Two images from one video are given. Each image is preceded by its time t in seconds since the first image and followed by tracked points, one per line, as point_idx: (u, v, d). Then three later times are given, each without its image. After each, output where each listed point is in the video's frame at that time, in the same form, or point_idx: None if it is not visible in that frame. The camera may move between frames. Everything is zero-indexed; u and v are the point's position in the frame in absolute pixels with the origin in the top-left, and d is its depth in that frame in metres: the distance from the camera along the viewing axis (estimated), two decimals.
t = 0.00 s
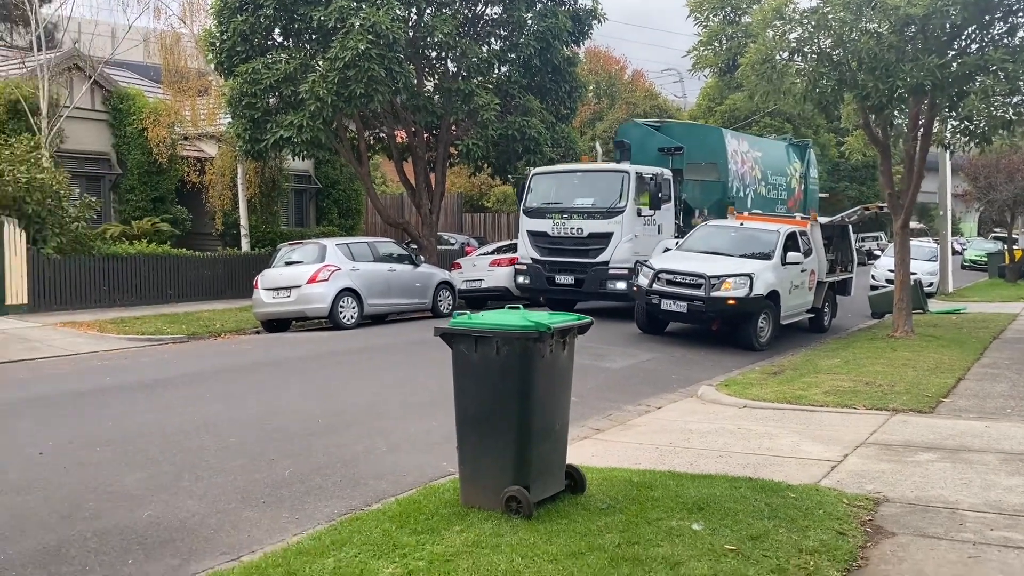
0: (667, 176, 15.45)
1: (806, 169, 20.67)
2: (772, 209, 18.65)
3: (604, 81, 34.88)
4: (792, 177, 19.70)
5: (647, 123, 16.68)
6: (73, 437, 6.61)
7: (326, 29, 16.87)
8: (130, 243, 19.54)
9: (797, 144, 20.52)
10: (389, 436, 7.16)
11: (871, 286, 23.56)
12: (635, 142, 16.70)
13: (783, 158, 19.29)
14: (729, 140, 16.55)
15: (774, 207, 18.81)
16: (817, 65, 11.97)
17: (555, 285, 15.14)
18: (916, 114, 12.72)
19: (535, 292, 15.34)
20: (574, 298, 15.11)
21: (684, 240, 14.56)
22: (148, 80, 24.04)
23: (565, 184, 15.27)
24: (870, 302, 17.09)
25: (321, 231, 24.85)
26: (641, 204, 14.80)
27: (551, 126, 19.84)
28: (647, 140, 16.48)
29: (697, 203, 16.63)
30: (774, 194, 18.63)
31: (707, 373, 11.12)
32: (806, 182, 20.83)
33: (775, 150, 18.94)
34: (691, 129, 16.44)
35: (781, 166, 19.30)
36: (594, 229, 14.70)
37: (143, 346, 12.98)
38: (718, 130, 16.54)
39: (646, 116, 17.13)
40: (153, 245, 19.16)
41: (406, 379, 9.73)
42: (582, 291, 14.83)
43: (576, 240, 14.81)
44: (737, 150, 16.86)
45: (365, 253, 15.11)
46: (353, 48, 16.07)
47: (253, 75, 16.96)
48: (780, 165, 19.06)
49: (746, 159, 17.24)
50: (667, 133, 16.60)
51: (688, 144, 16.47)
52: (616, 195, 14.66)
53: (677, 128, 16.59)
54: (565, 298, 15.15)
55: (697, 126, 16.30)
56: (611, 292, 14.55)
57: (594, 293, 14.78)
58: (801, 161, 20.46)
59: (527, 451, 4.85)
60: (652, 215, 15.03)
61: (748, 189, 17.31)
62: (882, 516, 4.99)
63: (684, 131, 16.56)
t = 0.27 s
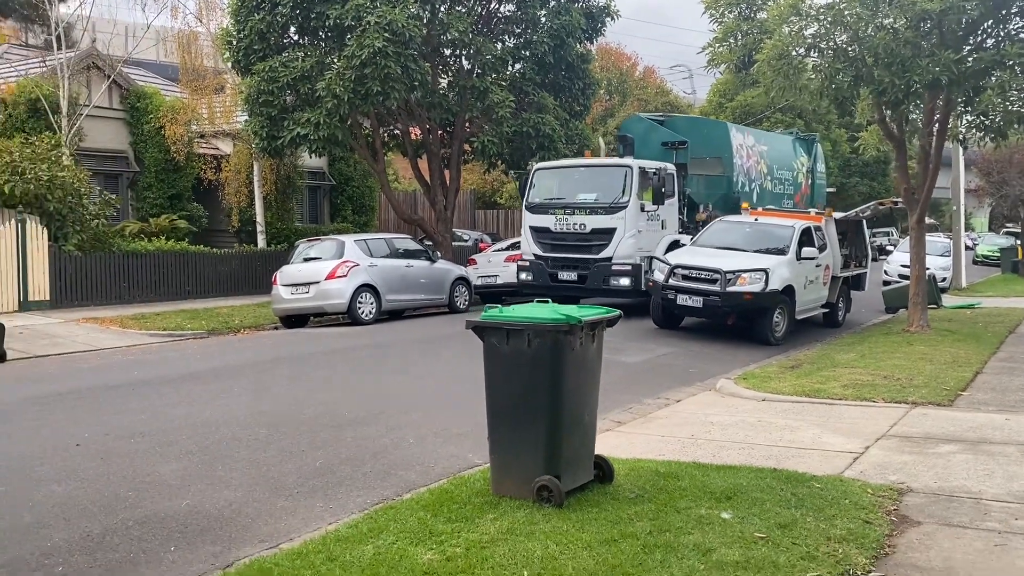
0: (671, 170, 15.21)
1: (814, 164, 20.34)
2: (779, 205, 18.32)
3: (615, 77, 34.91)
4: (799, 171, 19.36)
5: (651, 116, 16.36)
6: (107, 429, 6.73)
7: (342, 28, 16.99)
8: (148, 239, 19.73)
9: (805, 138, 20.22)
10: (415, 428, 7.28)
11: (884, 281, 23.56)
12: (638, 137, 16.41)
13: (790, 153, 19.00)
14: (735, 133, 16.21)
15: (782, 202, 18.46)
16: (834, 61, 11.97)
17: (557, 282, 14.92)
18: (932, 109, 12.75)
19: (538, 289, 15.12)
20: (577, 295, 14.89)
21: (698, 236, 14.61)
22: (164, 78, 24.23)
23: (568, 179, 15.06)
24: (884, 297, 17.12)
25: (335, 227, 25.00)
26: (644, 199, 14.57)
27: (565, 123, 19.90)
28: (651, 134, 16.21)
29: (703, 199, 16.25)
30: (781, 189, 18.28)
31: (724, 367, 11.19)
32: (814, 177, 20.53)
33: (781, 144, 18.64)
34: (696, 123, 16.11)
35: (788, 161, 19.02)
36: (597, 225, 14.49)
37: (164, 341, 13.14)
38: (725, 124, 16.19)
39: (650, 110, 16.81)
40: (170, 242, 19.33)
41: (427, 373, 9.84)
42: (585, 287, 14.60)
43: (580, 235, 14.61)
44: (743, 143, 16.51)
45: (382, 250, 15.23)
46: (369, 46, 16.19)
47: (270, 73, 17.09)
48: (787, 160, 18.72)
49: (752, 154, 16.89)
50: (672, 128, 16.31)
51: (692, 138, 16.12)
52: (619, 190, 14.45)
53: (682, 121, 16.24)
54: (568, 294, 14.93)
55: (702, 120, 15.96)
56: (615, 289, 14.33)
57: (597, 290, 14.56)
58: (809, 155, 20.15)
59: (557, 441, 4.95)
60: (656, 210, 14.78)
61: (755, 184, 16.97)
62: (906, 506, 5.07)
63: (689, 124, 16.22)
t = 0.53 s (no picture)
0: (671, 164, 14.81)
1: (816, 160, 20.04)
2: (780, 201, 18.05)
3: (622, 74, 34.93)
4: (800, 167, 19.07)
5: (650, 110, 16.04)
6: (131, 425, 6.83)
7: (353, 26, 17.08)
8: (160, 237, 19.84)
9: (806, 133, 19.93)
10: (435, 423, 7.37)
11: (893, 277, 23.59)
12: (637, 131, 16.11)
13: (791, 148, 18.72)
14: (736, 128, 15.90)
15: (782, 198, 18.18)
16: (845, 58, 12.02)
17: (555, 280, 14.60)
18: (943, 105, 12.80)
19: (536, 287, 14.81)
20: (576, 293, 14.58)
21: (708, 233, 14.67)
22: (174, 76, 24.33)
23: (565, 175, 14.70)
24: (894, 293, 17.17)
25: (344, 225, 25.11)
26: (643, 195, 14.19)
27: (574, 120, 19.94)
28: (650, 129, 15.92)
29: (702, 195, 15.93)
30: (781, 185, 18.00)
31: (737, 363, 11.27)
32: (816, 172, 20.24)
33: (782, 139, 18.33)
34: (696, 117, 15.80)
35: (789, 156, 18.73)
36: (595, 222, 14.16)
37: (179, 338, 13.25)
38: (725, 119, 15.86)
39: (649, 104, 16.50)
40: (182, 240, 19.45)
41: (442, 369, 9.92)
42: (584, 285, 14.29)
43: (578, 232, 14.27)
44: (743, 138, 16.20)
45: (394, 247, 15.33)
46: (380, 45, 16.26)
47: (282, 71, 17.18)
48: (787, 155, 18.43)
49: (753, 149, 16.59)
50: (672, 122, 16.01)
51: (692, 133, 15.84)
52: (617, 186, 14.07)
53: (682, 116, 15.93)
54: (567, 293, 14.62)
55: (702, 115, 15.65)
56: (615, 287, 14.02)
57: (596, 288, 14.24)
58: (810, 151, 19.86)
59: (582, 435, 5.04)
60: (655, 206, 14.42)
61: (755, 180, 16.68)
62: (925, 498, 5.15)
63: (689, 119, 15.90)
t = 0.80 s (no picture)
0: (662, 162, 14.63)
1: (810, 158, 20.00)
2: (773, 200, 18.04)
3: (624, 74, 34.96)
4: (794, 165, 19.05)
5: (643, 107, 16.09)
6: (144, 425, 6.90)
7: (357, 26, 17.14)
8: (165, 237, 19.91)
9: (801, 131, 19.89)
10: (444, 422, 7.44)
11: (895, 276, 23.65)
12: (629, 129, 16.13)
13: (785, 147, 18.69)
14: (729, 125, 15.93)
15: (775, 197, 18.18)
16: (848, 58, 12.07)
17: (545, 280, 14.41)
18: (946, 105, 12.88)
19: (525, 288, 14.61)
20: (566, 293, 14.39)
21: (711, 232, 14.74)
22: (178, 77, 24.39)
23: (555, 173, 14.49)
24: (897, 292, 17.24)
25: (347, 225, 25.17)
26: (634, 194, 14.00)
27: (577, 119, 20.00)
28: (642, 127, 15.94)
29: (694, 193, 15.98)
30: (774, 183, 18.01)
31: (741, 361, 11.34)
32: (810, 171, 20.18)
33: (776, 137, 18.31)
34: (689, 115, 15.84)
35: (783, 154, 18.70)
36: (585, 221, 13.95)
37: (186, 338, 13.32)
38: (718, 116, 15.91)
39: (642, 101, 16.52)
40: (187, 240, 19.52)
41: (449, 368, 9.99)
42: (574, 286, 14.10)
43: (568, 232, 14.08)
44: (736, 136, 16.23)
45: (399, 247, 15.39)
46: (385, 45, 16.33)
47: (286, 72, 17.24)
48: (781, 153, 18.41)
49: (746, 146, 16.61)
50: (665, 119, 16.04)
51: (685, 130, 15.86)
52: (608, 184, 13.87)
53: (674, 113, 15.96)
54: (557, 293, 14.44)
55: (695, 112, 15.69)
56: (605, 288, 13.84)
57: (587, 288, 14.05)
58: (804, 149, 19.80)
59: (593, 434, 5.11)
60: (647, 205, 14.22)
61: (748, 178, 16.70)
62: (931, 495, 5.22)
63: (681, 116, 15.95)
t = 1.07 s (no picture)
0: (646, 161, 14.41)
1: (800, 157, 19.58)
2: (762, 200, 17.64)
3: (623, 75, 35.03)
4: (784, 165, 18.65)
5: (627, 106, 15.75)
6: (147, 426, 6.96)
7: (356, 30, 17.23)
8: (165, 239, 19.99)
9: (790, 129, 19.49)
10: (445, 422, 7.52)
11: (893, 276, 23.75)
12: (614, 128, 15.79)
13: (773, 146, 18.25)
14: (715, 124, 15.52)
15: (765, 198, 17.78)
16: (845, 60, 12.15)
17: (528, 282, 14.11)
18: (942, 107, 12.98)
19: (508, 290, 14.31)
20: (549, 296, 14.09)
21: (710, 233, 14.81)
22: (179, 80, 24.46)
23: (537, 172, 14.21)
24: (894, 292, 17.33)
25: (347, 226, 25.25)
26: (618, 193, 13.76)
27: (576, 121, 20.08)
28: (626, 126, 15.65)
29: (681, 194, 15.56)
30: (764, 184, 17.61)
31: (739, 362, 11.42)
32: (799, 170, 19.76)
33: (764, 136, 17.87)
34: (675, 113, 15.45)
35: (771, 153, 18.30)
36: (568, 222, 13.69)
37: (188, 340, 13.40)
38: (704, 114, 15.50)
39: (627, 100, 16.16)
40: (188, 242, 19.60)
41: (450, 369, 10.06)
42: (557, 287, 13.79)
43: (551, 233, 13.81)
44: (723, 135, 15.82)
45: (398, 248, 15.46)
46: (384, 48, 16.39)
47: (287, 75, 17.31)
48: (770, 152, 18.00)
49: (734, 146, 16.21)
50: (650, 118, 15.66)
51: (670, 129, 15.49)
52: (591, 183, 13.62)
53: (660, 112, 15.57)
54: (540, 296, 14.13)
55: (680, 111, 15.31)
56: (589, 289, 13.53)
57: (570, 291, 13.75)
58: (794, 147, 19.40)
59: (593, 433, 5.19)
60: (631, 204, 13.99)
61: (736, 178, 16.30)
62: (926, 492, 5.30)
63: (667, 115, 15.55)
